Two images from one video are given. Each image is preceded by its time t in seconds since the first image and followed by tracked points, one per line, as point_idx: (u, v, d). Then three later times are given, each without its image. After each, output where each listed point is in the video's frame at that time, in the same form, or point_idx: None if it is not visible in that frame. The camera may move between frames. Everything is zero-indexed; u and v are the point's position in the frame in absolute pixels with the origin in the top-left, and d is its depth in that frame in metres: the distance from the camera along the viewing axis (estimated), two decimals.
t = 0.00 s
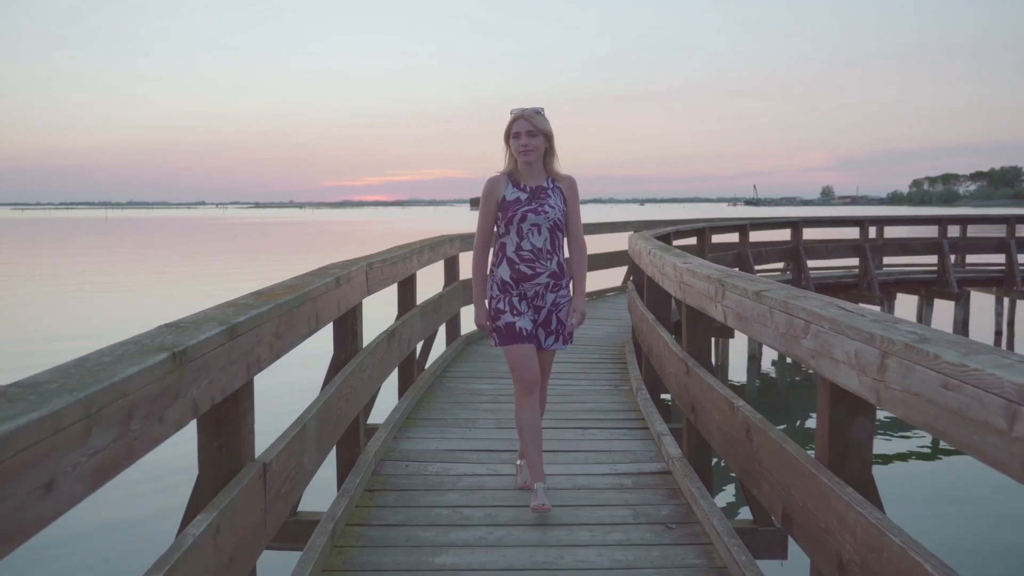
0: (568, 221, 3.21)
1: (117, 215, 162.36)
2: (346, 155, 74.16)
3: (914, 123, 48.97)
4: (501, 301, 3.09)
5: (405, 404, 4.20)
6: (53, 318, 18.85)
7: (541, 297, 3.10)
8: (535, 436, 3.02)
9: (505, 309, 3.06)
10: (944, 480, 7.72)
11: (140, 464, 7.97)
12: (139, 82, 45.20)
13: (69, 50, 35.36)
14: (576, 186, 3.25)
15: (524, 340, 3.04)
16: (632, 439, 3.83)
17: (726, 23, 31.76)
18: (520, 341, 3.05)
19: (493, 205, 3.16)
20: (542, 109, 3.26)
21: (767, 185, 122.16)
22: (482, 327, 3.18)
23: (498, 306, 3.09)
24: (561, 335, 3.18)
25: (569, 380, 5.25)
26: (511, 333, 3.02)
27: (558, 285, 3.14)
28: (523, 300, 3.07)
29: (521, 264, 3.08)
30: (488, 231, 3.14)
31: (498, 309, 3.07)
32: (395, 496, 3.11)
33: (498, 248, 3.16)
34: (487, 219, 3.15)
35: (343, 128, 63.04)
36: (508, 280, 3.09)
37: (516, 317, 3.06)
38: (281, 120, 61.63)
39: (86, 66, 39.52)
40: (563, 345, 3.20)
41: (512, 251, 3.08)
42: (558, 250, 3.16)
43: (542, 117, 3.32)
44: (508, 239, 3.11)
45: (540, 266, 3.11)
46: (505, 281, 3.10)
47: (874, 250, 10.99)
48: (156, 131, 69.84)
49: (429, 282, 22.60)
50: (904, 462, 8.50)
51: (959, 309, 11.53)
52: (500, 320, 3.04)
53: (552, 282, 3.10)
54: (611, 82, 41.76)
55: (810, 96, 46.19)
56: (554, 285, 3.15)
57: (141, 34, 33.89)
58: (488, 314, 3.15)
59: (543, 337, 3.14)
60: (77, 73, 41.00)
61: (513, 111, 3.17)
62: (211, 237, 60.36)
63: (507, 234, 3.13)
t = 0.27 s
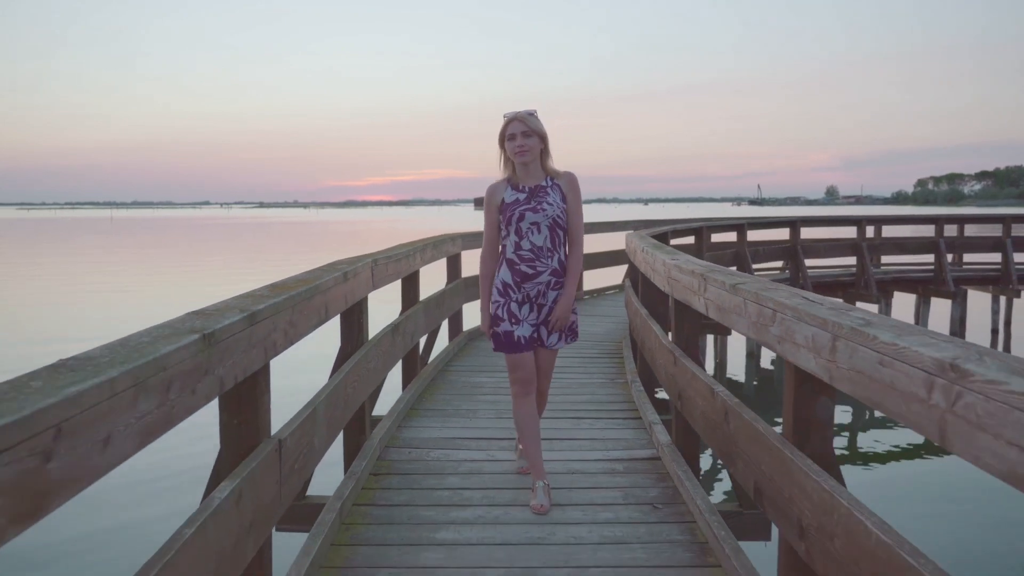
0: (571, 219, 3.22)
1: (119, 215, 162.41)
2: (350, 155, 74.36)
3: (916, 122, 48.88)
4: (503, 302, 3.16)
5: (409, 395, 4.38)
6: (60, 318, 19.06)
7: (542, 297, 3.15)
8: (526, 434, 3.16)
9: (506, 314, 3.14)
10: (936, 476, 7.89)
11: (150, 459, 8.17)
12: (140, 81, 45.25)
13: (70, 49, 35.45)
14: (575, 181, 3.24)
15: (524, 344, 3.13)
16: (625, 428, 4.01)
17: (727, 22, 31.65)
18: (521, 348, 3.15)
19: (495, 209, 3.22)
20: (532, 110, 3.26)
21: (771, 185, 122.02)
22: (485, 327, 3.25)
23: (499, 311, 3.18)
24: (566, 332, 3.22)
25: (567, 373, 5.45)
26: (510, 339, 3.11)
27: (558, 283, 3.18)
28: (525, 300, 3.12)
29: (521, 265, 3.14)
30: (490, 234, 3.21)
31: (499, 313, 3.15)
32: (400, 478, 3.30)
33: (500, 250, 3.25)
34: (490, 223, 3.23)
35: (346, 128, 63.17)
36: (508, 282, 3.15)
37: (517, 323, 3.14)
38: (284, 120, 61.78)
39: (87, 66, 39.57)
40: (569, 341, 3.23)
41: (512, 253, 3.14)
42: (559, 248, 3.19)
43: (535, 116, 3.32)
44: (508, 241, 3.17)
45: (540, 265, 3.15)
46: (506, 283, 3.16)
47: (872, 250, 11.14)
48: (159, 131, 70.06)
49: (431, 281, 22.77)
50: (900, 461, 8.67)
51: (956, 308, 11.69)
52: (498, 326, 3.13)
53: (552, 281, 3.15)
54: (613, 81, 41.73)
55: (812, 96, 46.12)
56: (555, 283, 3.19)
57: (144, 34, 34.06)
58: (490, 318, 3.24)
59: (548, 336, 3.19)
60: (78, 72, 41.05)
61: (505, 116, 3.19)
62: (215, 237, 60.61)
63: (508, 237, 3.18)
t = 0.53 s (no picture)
0: (570, 216, 3.21)
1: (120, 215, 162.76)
2: (353, 155, 74.54)
3: (918, 121, 48.93)
4: (501, 300, 3.24)
5: (412, 388, 4.55)
6: (64, 317, 19.24)
7: (540, 295, 3.15)
8: (527, 422, 3.20)
9: (505, 312, 3.21)
10: (930, 468, 8.02)
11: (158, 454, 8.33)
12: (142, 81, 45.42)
13: (72, 49, 35.61)
14: (574, 178, 3.22)
15: (521, 341, 3.19)
16: (619, 419, 4.18)
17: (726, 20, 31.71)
18: (518, 345, 3.21)
19: (492, 209, 3.29)
20: (534, 107, 3.27)
21: (775, 185, 121.81)
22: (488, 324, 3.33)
23: (500, 309, 3.25)
24: (566, 330, 3.13)
25: (564, 367, 5.62)
26: (508, 337, 3.20)
27: (556, 279, 3.17)
28: (521, 299, 3.15)
29: (517, 265, 3.18)
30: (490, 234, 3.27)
31: (497, 311, 3.25)
32: (403, 464, 3.49)
33: (499, 250, 3.29)
34: (488, 223, 3.30)
35: (348, 128, 63.39)
36: (506, 281, 3.21)
37: (514, 321, 3.21)
38: (287, 119, 62.01)
39: (88, 66, 39.73)
40: (570, 340, 3.15)
41: (508, 252, 3.19)
42: (556, 246, 3.17)
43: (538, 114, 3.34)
44: (505, 240, 3.21)
45: (536, 264, 3.16)
46: (504, 281, 3.22)
47: (869, 249, 11.29)
48: (163, 131, 70.28)
49: (432, 279, 22.92)
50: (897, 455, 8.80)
51: (953, 306, 11.83)
52: (497, 323, 3.23)
53: (548, 278, 3.14)
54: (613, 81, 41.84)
55: (813, 96, 46.18)
56: (553, 280, 3.18)
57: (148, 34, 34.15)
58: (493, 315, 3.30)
59: (544, 330, 3.11)
60: (79, 72, 41.24)
61: (506, 112, 3.22)
62: (218, 237, 60.80)
63: (506, 236, 3.22)
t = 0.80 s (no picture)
0: (562, 221, 3.17)
1: (124, 214, 163.49)
2: (356, 155, 74.76)
3: (919, 120, 49.01)
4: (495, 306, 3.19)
5: (417, 381, 4.74)
6: (69, 317, 19.45)
7: (535, 302, 3.09)
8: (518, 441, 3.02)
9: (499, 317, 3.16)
10: (923, 462, 8.13)
11: (161, 454, 8.46)
12: (146, 80, 45.71)
13: (76, 49, 35.89)
14: (567, 186, 3.17)
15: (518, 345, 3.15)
16: (615, 410, 4.36)
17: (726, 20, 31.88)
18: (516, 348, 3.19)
19: (485, 211, 3.20)
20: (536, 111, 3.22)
21: (778, 185, 121.72)
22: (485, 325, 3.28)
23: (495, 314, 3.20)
24: (560, 335, 3.09)
25: (563, 362, 5.81)
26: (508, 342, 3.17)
27: (552, 285, 3.11)
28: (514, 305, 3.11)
29: (510, 271, 3.12)
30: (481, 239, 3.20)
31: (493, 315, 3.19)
32: (409, 451, 3.68)
33: (490, 254, 3.22)
34: (479, 226, 3.20)
35: (351, 128, 63.64)
36: (500, 287, 3.15)
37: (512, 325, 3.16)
38: (289, 119, 62.26)
39: (91, 65, 39.99)
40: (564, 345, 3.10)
41: (501, 258, 3.11)
42: (549, 252, 3.12)
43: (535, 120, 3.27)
44: (497, 245, 3.15)
45: (528, 270, 3.10)
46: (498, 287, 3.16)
47: (866, 248, 11.43)
48: (166, 131, 70.50)
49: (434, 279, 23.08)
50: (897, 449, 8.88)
51: (950, 306, 11.96)
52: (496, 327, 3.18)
53: (542, 285, 3.08)
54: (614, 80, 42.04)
55: (813, 96, 46.34)
56: (547, 286, 3.12)
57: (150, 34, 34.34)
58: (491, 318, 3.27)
59: (539, 336, 3.08)
60: (81, 72, 41.49)
61: (511, 115, 3.18)
62: (221, 237, 61.02)
63: (497, 241, 3.16)
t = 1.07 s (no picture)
0: (554, 223, 3.29)
1: (127, 214, 163.73)
2: (359, 155, 74.92)
3: (922, 119, 48.97)
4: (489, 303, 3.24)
5: (423, 375, 4.94)
6: (75, 317, 19.62)
7: (529, 299, 3.17)
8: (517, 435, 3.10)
9: (492, 312, 3.22)
10: (918, 458, 8.26)
11: (171, 454, 8.64)
12: (147, 79, 45.77)
13: (78, 50, 35.96)
14: (562, 191, 3.32)
15: (512, 343, 3.21)
16: (613, 402, 4.55)
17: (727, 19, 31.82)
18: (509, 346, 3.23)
19: (479, 206, 3.27)
20: (539, 112, 3.35)
21: (782, 185, 121.59)
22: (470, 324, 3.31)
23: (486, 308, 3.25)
24: (555, 337, 3.19)
25: (564, 358, 6.00)
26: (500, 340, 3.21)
27: (546, 285, 3.20)
28: (509, 300, 3.17)
29: (505, 267, 3.19)
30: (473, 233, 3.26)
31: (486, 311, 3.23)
32: (417, 440, 3.87)
33: (483, 250, 3.28)
34: (474, 221, 3.27)
35: (353, 127, 63.75)
36: (495, 283, 3.22)
37: (503, 322, 3.22)
38: (293, 119, 62.41)
39: (92, 65, 40.05)
40: (558, 347, 3.20)
41: (496, 254, 3.20)
42: (542, 252, 3.22)
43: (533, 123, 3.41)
44: (492, 240, 3.22)
45: (523, 267, 3.19)
46: (493, 283, 3.24)
47: (864, 248, 11.59)
48: (169, 130, 70.67)
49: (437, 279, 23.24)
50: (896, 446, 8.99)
51: (947, 305, 12.11)
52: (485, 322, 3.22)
53: (537, 283, 3.17)
54: (616, 80, 42.03)
55: (815, 95, 46.29)
56: (541, 285, 3.22)
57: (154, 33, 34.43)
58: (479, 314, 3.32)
59: (535, 338, 3.17)
60: (84, 72, 41.58)
61: (512, 115, 3.30)
62: (225, 237, 61.22)
63: (491, 237, 3.24)
